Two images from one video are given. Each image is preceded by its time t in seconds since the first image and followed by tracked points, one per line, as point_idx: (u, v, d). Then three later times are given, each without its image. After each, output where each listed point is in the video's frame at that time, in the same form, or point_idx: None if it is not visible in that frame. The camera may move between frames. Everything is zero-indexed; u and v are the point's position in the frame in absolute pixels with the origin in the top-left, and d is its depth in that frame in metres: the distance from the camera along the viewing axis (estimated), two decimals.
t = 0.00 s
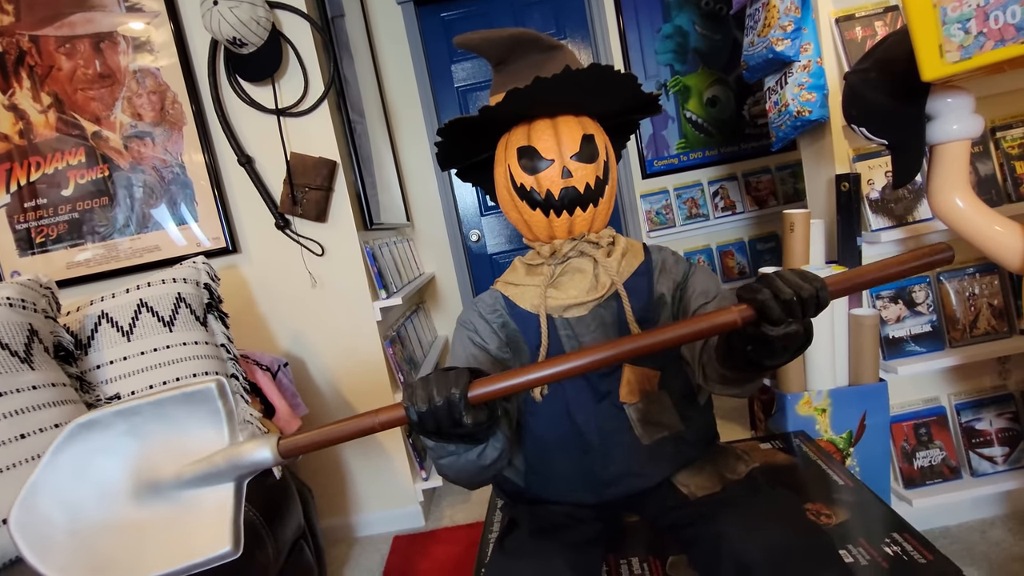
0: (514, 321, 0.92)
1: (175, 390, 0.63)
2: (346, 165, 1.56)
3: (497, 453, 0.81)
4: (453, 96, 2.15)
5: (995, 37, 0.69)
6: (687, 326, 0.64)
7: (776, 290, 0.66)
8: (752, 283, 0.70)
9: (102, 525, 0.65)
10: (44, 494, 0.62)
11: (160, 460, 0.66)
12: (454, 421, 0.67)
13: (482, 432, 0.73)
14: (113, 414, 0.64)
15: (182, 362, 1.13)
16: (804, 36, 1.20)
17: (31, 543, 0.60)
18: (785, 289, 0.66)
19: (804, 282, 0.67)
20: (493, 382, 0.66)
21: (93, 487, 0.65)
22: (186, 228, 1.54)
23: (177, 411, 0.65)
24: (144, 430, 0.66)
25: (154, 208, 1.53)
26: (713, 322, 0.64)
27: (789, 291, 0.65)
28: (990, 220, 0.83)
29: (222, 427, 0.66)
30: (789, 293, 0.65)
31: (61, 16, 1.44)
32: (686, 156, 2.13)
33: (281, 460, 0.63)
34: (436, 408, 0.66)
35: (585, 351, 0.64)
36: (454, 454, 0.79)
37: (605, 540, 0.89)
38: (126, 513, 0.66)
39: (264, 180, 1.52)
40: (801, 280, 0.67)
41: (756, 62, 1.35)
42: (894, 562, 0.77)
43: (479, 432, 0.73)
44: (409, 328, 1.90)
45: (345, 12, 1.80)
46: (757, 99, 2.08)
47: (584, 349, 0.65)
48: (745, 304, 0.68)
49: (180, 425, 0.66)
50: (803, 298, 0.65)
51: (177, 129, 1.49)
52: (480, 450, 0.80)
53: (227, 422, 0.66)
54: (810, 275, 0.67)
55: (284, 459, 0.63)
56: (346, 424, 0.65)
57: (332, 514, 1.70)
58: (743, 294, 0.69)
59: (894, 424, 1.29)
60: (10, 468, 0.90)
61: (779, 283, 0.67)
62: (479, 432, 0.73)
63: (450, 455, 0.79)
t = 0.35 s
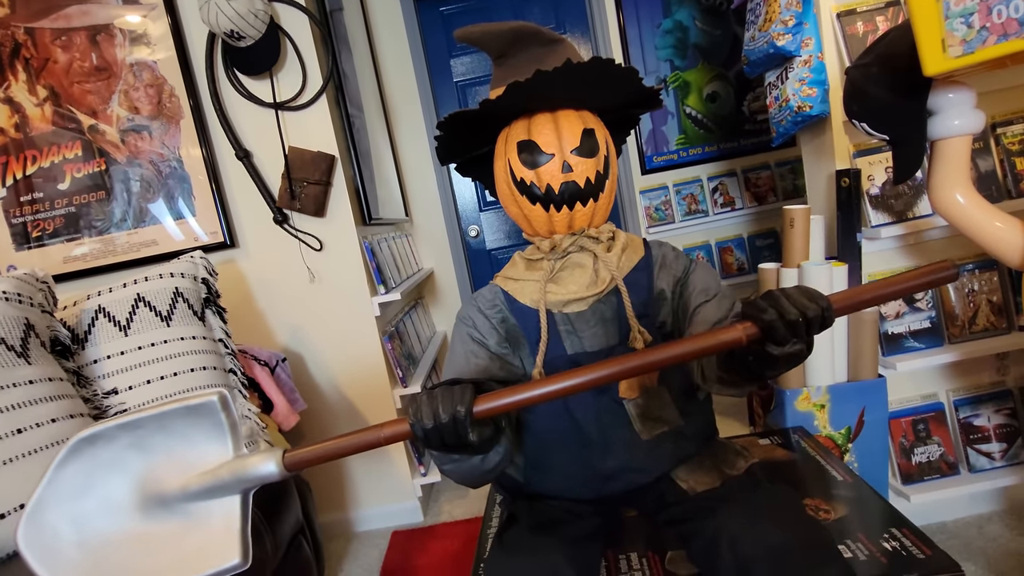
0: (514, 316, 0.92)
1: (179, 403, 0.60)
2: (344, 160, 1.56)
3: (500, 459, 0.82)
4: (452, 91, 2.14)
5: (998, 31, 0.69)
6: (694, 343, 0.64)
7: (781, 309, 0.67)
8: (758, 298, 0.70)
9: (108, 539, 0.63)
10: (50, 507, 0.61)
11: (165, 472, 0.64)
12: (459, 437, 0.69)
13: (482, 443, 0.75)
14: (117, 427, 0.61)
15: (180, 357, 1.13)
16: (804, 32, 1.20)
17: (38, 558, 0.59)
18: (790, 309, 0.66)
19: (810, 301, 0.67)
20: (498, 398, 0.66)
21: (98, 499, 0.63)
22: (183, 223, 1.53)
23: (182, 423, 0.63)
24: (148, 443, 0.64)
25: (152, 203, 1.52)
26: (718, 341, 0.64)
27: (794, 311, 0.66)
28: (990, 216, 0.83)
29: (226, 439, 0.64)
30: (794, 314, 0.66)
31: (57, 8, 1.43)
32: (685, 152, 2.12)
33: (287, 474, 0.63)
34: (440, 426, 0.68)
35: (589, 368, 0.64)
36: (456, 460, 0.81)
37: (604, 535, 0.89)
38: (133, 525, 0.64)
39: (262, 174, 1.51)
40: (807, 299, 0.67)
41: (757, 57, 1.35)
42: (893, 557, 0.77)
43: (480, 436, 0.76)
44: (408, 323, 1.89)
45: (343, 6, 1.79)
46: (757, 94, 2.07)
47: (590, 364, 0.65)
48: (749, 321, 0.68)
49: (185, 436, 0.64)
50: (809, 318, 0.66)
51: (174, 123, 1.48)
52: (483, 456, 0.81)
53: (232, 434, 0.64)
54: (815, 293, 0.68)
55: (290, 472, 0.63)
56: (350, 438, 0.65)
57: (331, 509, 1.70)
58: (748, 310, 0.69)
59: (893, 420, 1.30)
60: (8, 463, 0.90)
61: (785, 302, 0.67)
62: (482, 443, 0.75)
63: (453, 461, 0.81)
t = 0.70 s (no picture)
0: (514, 314, 0.92)
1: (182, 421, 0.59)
2: (343, 156, 1.55)
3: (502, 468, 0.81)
4: (451, 87, 2.13)
5: (1002, 27, 0.68)
6: (704, 363, 0.64)
7: (788, 332, 0.67)
8: (765, 320, 0.71)
9: (116, 557, 0.62)
10: (58, 527, 0.59)
11: (172, 488, 0.63)
12: (465, 456, 0.70)
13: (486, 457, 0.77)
14: (122, 447, 0.59)
15: (178, 354, 1.12)
16: (806, 27, 1.18)
17: None
18: (797, 333, 0.67)
19: (816, 325, 0.68)
20: (505, 417, 0.66)
21: (105, 519, 0.61)
22: (181, 220, 1.52)
23: (185, 439, 0.61)
24: (153, 459, 0.62)
25: (149, 199, 1.51)
26: (727, 362, 0.64)
27: (801, 335, 0.67)
28: (993, 214, 0.82)
29: (232, 456, 0.63)
30: (801, 339, 0.66)
31: (54, 3, 1.42)
32: (685, 149, 2.12)
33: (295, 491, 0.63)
34: (446, 446, 0.69)
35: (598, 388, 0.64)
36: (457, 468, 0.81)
37: (604, 533, 0.88)
38: (143, 543, 0.63)
39: (260, 171, 1.51)
40: (812, 322, 0.68)
41: (757, 54, 1.34)
42: (894, 556, 0.76)
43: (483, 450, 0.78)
44: (407, 321, 1.89)
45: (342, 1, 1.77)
46: (758, 91, 2.07)
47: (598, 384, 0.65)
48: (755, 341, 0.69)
49: (189, 451, 0.63)
50: (814, 343, 0.66)
51: (172, 120, 1.48)
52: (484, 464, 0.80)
53: (237, 451, 0.62)
54: (821, 316, 0.68)
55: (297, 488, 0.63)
56: (359, 455, 0.65)
57: (330, 506, 1.70)
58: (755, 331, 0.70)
59: (893, 417, 1.29)
60: (6, 460, 0.89)
61: (791, 325, 0.68)
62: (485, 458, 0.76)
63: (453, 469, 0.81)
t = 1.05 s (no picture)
0: (511, 312, 0.92)
1: (184, 442, 0.55)
2: (341, 154, 1.55)
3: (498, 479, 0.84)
4: (449, 86, 2.13)
5: (1001, 23, 0.67)
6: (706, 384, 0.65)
7: (788, 358, 0.67)
8: (763, 342, 0.70)
9: None
10: (69, 548, 0.55)
11: (180, 506, 0.59)
12: (470, 475, 0.72)
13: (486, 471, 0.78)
14: (126, 466, 0.55)
15: (176, 353, 1.12)
16: (805, 25, 1.17)
17: None
18: (797, 359, 0.66)
19: (815, 349, 0.67)
20: (509, 437, 0.67)
21: (111, 544, 0.57)
22: (180, 218, 1.52)
23: (187, 455, 0.57)
24: (159, 477, 0.58)
25: (147, 198, 1.51)
26: (727, 383, 0.65)
27: (800, 362, 0.66)
28: (992, 211, 0.82)
29: (236, 475, 0.59)
30: (801, 365, 0.66)
31: (51, 1, 1.42)
32: (684, 147, 2.12)
33: (300, 510, 0.60)
34: (451, 467, 0.71)
35: (600, 410, 0.65)
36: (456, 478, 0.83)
37: (603, 531, 0.88)
38: (153, 565, 0.58)
39: (258, 170, 1.50)
40: (812, 346, 0.67)
41: (756, 51, 1.33)
42: (893, 553, 0.76)
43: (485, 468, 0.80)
44: (405, 319, 1.88)
45: None
46: (757, 89, 2.06)
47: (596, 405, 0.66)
48: (754, 363, 0.69)
49: (195, 469, 0.59)
50: (814, 368, 0.66)
51: (169, 118, 1.47)
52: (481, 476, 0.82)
53: (243, 468, 0.59)
54: (820, 340, 0.68)
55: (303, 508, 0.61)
56: (362, 475, 0.66)
57: (328, 505, 1.70)
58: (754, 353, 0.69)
59: (891, 415, 1.30)
60: (3, 459, 0.89)
61: (790, 347, 0.68)
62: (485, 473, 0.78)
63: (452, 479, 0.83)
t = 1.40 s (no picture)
0: (512, 311, 0.92)
1: (194, 460, 0.53)
2: (341, 154, 1.55)
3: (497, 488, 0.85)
4: (449, 85, 2.13)
5: (1002, 22, 0.67)
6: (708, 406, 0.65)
7: (790, 383, 0.66)
8: (765, 364, 0.69)
9: None
10: (83, 566, 0.52)
11: (194, 523, 0.57)
12: (478, 493, 0.71)
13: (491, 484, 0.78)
14: (138, 484, 0.53)
15: (176, 353, 1.12)
16: (805, 24, 1.17)
17: None
18: (799, 384, 0.66)
19: (818, 373, 0.66)
20: (514, 456, 0.68)
21: (126, 563, 0.55)
22: (180, 218, 1.52)
23: (197, 473, 0.54)
24: (172, 494, 0.55)
25: (147, 198, 1.51)
26: (730, 406, 0.65)
27: (803, 386, 0.66)
28: (993, 211, 0.82)
29: (247, 491, 0.57)
30: (804, 390, 0.65)
31: (50, 1, 1.42)
32: (684, 147, 2.12)
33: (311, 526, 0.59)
34: (460, 487, 0.70)
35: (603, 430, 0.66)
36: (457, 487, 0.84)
37: (603, 531, 0.88)
38: None
39: (258, 170, 1.50)
40: (814, 370, 0.67)
41: (757, 50, 1.33)
42: (894, 553, 0.76)
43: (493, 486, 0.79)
44: (405, 319, 1.88)
45: None
46: (757, 88, 2.06)
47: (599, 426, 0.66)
48: (756, 384, 0.69)
49: (207, 485, 0.56)
50: (816, 392, 0.66)
51: (169, 118, 1.47)
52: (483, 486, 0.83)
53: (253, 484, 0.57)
54: (823, 363, 0.67)
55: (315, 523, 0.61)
56: (370, 491, 0.66)
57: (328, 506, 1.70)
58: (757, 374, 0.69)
59: (892, 415, 1.30)
60: (4, 460, 0.88)
61: (793, 371, 0.67)
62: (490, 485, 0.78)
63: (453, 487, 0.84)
